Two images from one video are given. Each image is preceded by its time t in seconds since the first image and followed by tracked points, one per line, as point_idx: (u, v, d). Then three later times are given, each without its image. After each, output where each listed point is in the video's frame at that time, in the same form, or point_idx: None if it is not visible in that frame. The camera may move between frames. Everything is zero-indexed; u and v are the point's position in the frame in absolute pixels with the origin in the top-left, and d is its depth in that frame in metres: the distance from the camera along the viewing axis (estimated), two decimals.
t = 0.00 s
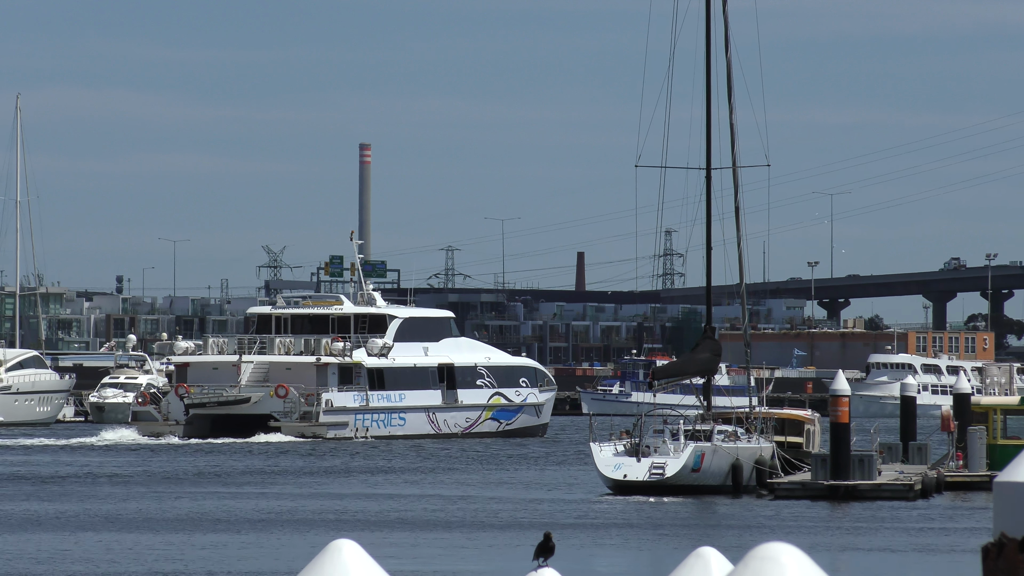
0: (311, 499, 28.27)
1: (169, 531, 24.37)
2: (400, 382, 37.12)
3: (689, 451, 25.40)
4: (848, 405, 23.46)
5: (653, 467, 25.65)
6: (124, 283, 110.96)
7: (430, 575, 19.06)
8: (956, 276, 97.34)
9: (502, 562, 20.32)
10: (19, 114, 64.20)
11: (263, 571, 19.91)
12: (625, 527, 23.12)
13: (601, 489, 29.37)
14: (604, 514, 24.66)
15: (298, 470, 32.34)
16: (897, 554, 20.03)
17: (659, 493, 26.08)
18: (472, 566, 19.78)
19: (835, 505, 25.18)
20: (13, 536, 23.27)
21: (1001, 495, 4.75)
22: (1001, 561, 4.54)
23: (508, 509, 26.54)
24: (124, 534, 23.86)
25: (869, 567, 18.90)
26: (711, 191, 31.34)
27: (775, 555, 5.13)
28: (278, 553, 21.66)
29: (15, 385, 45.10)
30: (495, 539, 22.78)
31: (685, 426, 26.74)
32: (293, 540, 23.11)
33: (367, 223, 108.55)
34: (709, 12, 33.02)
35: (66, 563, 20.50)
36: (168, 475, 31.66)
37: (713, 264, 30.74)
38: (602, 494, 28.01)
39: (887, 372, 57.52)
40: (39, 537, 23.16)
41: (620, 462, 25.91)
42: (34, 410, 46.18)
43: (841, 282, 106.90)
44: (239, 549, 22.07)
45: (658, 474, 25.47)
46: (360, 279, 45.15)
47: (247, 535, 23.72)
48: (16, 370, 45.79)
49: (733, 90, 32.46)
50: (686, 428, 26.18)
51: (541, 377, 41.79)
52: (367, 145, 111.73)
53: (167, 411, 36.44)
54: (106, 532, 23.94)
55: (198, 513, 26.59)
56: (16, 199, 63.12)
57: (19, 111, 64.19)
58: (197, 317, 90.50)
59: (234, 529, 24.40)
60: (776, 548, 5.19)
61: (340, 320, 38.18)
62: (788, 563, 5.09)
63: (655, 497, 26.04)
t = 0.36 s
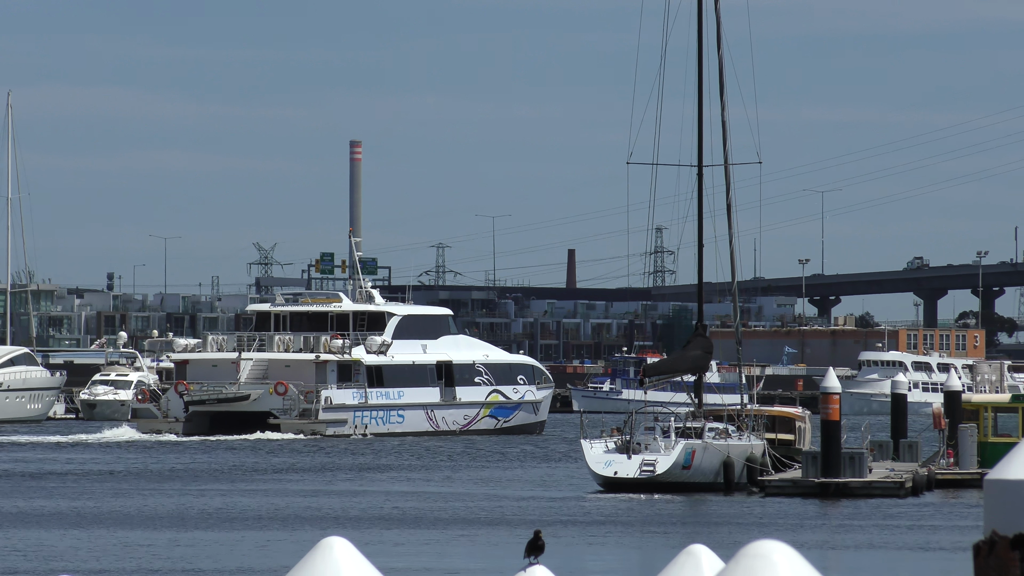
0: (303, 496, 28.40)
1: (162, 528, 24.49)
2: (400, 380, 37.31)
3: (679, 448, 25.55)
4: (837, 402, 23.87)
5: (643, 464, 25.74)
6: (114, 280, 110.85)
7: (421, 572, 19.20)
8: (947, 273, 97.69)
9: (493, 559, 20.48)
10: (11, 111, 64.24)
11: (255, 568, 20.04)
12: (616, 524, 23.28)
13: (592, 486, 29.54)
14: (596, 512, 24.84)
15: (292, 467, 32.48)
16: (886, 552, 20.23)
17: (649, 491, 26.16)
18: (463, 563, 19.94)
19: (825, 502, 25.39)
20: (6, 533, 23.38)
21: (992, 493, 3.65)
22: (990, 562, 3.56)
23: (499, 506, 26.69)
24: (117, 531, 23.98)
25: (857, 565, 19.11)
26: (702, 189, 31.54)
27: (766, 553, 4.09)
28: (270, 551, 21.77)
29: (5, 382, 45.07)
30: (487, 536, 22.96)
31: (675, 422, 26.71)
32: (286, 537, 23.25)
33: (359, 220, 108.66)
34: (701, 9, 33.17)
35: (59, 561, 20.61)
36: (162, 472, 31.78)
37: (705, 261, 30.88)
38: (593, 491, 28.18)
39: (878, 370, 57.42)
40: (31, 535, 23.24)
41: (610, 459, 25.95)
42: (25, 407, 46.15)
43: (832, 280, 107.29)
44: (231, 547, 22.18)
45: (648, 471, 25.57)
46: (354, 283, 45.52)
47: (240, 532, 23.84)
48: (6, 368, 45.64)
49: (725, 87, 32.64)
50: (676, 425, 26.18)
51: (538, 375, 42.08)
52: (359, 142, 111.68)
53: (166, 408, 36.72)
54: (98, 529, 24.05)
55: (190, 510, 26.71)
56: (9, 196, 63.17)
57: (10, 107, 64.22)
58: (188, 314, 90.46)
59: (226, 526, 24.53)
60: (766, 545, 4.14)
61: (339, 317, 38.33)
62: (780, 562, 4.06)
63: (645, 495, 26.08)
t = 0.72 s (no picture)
0: (302, 494, 28.55)
1: (160, 526, 24.61)
2: (402, 378, 37.53)
3: (675, 447, 25.74)
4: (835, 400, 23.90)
5: (639, 461, 25.94)
6: (106, 277, 110.52)
7: (421, 570, 19.33)
8: (942, 271, 98.00)
9: (491, 557, 20.64)
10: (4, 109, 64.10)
11: (253, 565, 20.17)
12: (613, 523, 23.49)
13: (586, 484, 29.70)
14: (593, 510, 25.01)
15: (290, 465, 32.61)
16: (882, 550, 20.44)
17: (645, 489, 26.28)
18: (461, 561, 20.09)
19: (822, 500, 25.58)
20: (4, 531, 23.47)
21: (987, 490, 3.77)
22: (987, 558, 3.67)
23: (498, 504, 26.85)
24: (115, 529, 24.09)
25: (856, 562, 19.31)
26: (698, 186, 31.76)
27: (762, 549, 4.12)
28: (270, 548, 21.90)
29: None
30: (484, 535, 23.12)
31: (671, 420, 27.17)
32: (284, 535, 23.37)
33: (354, 219, 108.49)
34: (696, 7, 33.39)
35: (59, 558, 20.72)
36: (159, 470, 31.89)
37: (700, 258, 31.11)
38: (588, 489, 28.34)
39: (874, 368, 57.92)
40: (32, 532, 23.36)
41: (605, 456, 26.27)
42: (20, 405, 46.43)
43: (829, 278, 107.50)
44: (231, 545, 22.31)
45: (644, 469, 25.75)
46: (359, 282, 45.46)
47: (238, 530, 23.96)
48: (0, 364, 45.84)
49: (721, 84, 32.84)
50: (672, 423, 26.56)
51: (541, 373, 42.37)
52: (354, 140, 111.50)
53: (170, 406, 37.08)
54: (96, 528, 24.16)
55: (188, 508, 26.83)
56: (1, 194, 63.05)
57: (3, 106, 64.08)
58: (182, 312, 90.24)
59: (225, 524, 24.66)
60: (758, 543, 4.17)
61: (342, 315, 38.54)
62: (775, 559, 4.10)
63: (640, 493, 26.23)
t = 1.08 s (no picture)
0: (306, 494, 29.32)
1: (168, 526, 25.38)
2: (405, 377, 38.30)
3: (668, 446, 26.65)
4: (828, 400, 24.69)
5: (632, 461, 26.78)
6: (101, 276, 110.95)
7: (425, 569, 20.10)
8: (935, 270, 98.83)
9: (491, 556, 21.44)
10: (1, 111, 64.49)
11: (260, 564, 20.94)
12: (610, 522, 24.34)
13: (582, 482, 30.52)
14: (591, 509, 25.83)
15: (294, 465, 33.41)
16: (869, 549, 21.30)
17: (638, 488, 27.23)
18: (463, 561, 20.89)
19: (813, 499, 26.42)
20: (16, 531, 24.20)
21: (981, 488, 3.56)
22: (980, 561, 3.51)
23: (497, 503, 27.65)
24: (125, 529, 24.86)
25: (843, 561, 20.16)
26: (693, 185, 32.62)
27: (757, 549, 3.58)
28: (277, 547, 22.67)
29: None
30: (484, 533, 23.95)
31: (666, 420, 27.82)
32: (289, 535, 24.15)
33: (349, 219, 109.10)
34: (691, 11, 34.21)
35: (70, 559, 21.44)
36: (165, 471, 32.68)
37: (695, 257, 31.97)
38: (583, 488, 29.20)
39: (868, 367, 58.95)
40: (44, 533, 24.08)
41: (600, 456, 27.06)
42: (14, 404, 47.19)
43: (823, 277, 108.33)
44: (239, 544, 23.09)
45: (637, 468, 26.61)
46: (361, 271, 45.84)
47: (245, 530, 24.73)
48: None
49: (716, 85, 33.64)
50: (665, 423, 27.38)
51: (541, 373, 43.33)
52: (348, 140, 111.99)
53: (173, 406, 37.92)
54: (107, 528, 24.92)
55: (194, 508, 27.58)
56: None
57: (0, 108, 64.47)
58: (178, 311, 90.71)
59: (231, 524, 25.43)
60: (755, 543, 3.63)
61: (344, 315, 39.39)
62: (771, 560, 3.54)
63: (633, 491, 27.21)
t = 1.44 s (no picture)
0: (302, 495, 29.27)
1: (160, 527, 25.27)
2: (407, 379, 38.25)
3: (663, 447, 26.57)
4: (822, 401, 24.61)
5: (626, 463, 26.78)
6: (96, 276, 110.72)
7: (420, 570, 20.07)
8: (929, 271, 98.76)
9: (484, 558, 21.34)
10: None
11: (252, 566, 20.82)
12: (604, 523, 24.27)
13: (576, 484, 30.44)
14: (587, 510, 25.83)
15: (288, 467, 33.27)
16: (864, 550, 21.28)
17: (633, 490, 27.11)
18: (456, 563, 20.78)
19: (808, 500, 26.41)
20: (7, 534, 24.07)
21: (976, 491, 3.48)
22: (976, 561, 3.41)
23: (493, 504, 27.62)
24: (117, 531, 24.73)
25: (837, 562, 20.16)
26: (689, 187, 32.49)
27: (750, 550, 3.46)
28: (272, 548, 22.62)
29: None
30: (478, 534, 23.85)
31: (660, 422, 27.92)
32: (281, 536, 24.02)
33: (344, 221, 108.90)
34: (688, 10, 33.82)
35: (61, 561, 21.32)
36: (159, 472, 32.57)
37: (692, 259, 31.88)
38: (576, 490, 29.12)
39: (862, 369, 58.94)
40: (35, 535, 23.95)
41: (594, 458, 27.11)
42: (9, 406, 46.91)
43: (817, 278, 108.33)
44: (232, 546, 22.97)
45: (631, 471, 26.59)
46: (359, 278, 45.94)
47: (237, 532, 24.60)
48: None
49: (712, 86, 33.53)
50: (660, 424, 27.44)
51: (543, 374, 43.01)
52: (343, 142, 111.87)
53: (178, 407, 38.02)
54: (99, 530, 24.78)
55: (187, 509, 27.46)
56: None
57: None
58: (173, 312, 90.50)
59: (224, 526, 25.31)
60: (749, 543, 3.51)
61: (347, 316, 39.27)
62: (765, 561, 3.43)
63: (628, 494, 27.07)
